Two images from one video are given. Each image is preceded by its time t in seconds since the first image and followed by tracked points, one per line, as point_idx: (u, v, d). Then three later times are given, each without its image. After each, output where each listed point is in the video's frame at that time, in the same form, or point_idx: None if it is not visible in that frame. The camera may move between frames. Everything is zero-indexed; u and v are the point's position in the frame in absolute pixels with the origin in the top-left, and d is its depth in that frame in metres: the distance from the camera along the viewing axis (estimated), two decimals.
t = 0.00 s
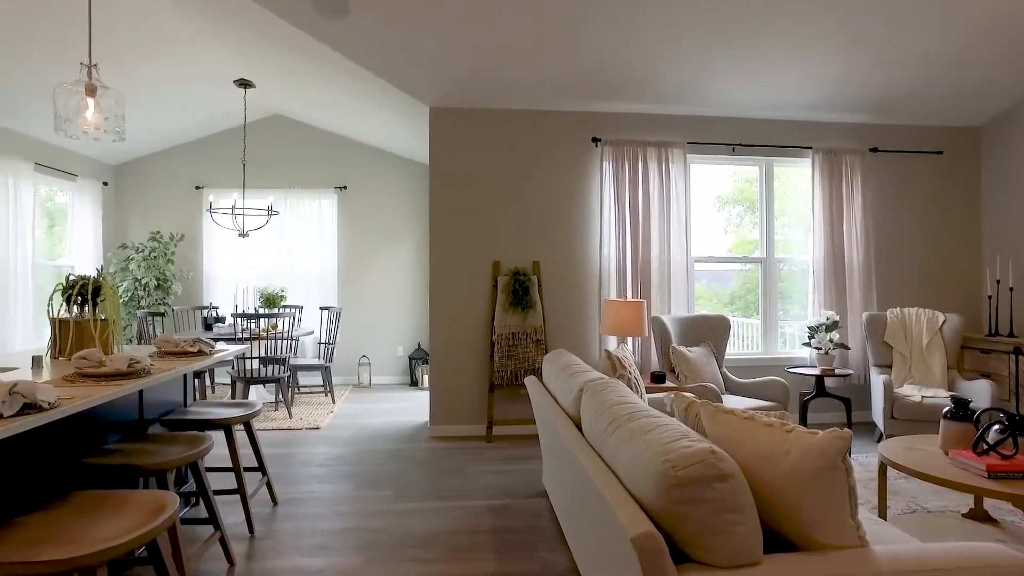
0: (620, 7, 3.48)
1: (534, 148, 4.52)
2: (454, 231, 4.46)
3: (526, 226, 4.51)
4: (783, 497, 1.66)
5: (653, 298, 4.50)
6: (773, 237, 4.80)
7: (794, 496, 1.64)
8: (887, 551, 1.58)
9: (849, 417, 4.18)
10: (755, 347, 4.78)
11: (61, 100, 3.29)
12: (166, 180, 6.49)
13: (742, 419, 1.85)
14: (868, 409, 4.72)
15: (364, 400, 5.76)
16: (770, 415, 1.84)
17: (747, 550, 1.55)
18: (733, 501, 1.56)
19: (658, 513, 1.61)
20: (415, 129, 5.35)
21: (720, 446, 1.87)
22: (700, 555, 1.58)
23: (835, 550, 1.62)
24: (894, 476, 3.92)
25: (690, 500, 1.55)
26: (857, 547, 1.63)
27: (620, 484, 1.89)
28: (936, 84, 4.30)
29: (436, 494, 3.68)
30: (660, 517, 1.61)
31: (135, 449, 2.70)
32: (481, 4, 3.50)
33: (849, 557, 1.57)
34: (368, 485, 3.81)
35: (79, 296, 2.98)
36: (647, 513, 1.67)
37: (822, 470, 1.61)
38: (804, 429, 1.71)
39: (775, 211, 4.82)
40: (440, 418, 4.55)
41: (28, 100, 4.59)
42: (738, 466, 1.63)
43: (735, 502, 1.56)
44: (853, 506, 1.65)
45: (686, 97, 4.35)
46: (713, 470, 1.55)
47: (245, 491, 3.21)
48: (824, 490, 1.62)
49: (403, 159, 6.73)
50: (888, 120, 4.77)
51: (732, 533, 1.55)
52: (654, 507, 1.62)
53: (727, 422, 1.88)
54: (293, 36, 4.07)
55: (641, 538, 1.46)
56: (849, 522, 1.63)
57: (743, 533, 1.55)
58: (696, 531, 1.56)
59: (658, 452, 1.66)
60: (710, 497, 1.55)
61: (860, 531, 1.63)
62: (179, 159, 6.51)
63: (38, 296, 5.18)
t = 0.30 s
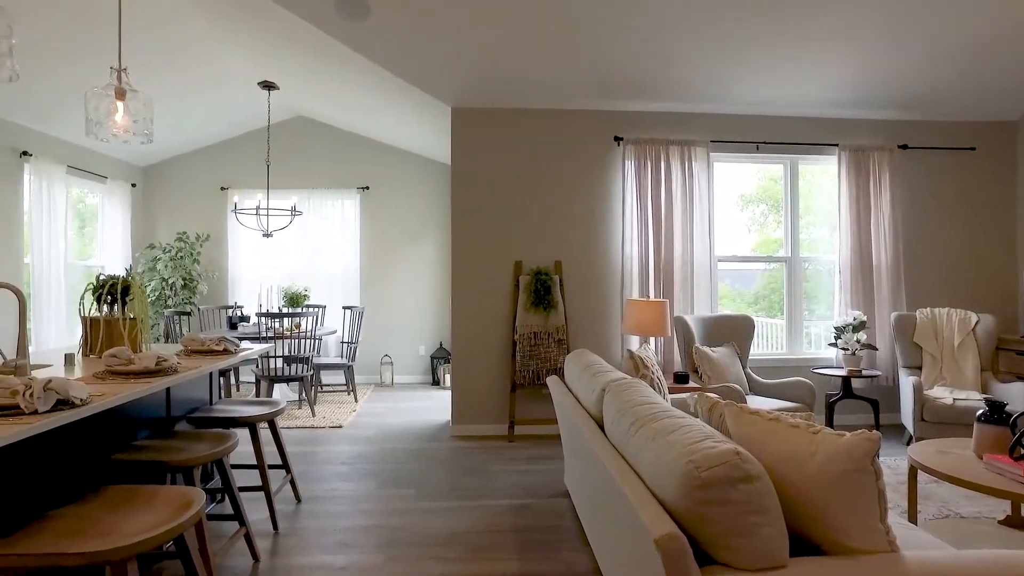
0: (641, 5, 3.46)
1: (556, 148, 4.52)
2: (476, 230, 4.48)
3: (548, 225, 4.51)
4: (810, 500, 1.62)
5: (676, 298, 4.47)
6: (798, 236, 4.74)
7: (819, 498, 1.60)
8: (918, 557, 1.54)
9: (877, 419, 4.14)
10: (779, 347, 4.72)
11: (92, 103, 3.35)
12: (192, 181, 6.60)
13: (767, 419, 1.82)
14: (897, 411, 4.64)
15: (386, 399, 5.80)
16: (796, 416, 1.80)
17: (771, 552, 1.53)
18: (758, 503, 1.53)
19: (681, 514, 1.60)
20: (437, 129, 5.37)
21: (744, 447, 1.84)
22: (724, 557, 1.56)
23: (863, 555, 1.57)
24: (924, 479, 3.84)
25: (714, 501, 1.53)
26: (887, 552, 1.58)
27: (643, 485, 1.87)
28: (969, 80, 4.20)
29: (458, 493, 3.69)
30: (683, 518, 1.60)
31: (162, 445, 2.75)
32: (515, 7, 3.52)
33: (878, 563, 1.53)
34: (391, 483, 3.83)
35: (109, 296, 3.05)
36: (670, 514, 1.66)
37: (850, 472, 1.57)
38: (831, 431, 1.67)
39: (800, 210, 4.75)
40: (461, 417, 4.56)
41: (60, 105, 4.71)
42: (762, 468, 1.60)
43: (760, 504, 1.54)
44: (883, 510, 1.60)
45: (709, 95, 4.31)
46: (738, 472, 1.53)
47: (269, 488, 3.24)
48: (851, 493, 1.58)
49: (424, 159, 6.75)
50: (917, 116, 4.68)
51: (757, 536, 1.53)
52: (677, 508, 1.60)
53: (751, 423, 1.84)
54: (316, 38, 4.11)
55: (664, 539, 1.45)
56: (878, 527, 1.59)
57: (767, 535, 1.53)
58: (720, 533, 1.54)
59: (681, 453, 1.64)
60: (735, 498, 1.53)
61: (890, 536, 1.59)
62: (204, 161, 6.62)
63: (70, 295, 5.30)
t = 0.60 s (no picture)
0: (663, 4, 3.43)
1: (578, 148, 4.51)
2: (496, 230, 4.49)
3: (569, 225, 4.50)
4: (838, 504, 1.58)
5: (698, 298, 4.44)
6: (823, 235, 4.67)
7: (848, 503, 1.57)
8: (951, 564, 1.50)
9: (906, 421, 4.08)
10: (804, 348, 4.66)
11: (120, 106, 3.41)
12: (217, 183, 6.69)
13: (793, 421, 1.78)
14: (926, 413, 4.56)
15: (407, 398, 5.83)
16: (823, 419, 1.76)
17: (798, 557, 1.51)
18: (785, 507, 1.51)
19: (705, 516, 1.58)
20: (457, 129, 5.39)
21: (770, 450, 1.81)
22: (748, 560, 1.54)
23: (894, 561, 1.54)
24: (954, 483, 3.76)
25: (739, 503, 1.51)
26: (918, 559, 1.54)
27: (665, 486, 1.86)
28: (1002, 76, 4.10)
29: (478, 493, 3.69)
30: (707, 520, 1.58)
31: (188, 443, 2.79)
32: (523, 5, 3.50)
33: (910, 569, 1.50)
34: (412, 483, 3.84)
35: (136, 295, 3.10)
36: (693, 515, 1.64)
37: (880, 476, 1.53)
38: (860, 434, 1.63)
39: (825, 208, 4.69)
40: (482, 417, 4.57)
41: (90, 109, 4.82)
42: (789, 471, 1.57)
43: (787, 507, 1.51)
44: (914, 516, 1.56)
45: (732, 93, 4.27)
46: (764, 475, 1.51)
47: (292, 486, 3.27)
48: (882, 498, 1.54)
49: (445, 159, 6.77)
50: (947, 112, 4.59)
51: (783, 539, 1.51)
52: (701, 509, 1.58)
53: (777, 424, 1.80)
54: (338, 40, 4.15)
55: (687, 541, 1.43)
56: (909, 533, 1.55)
57: (794, 539, 1.51)
58: (745, 536, 1.52)
59: (706, 454, 1.62)
60: (760, 501, 1.50)
61: (922, 542, 1.55)
62: (228, 162, 6.71)
63: (99, 295, 5.41)
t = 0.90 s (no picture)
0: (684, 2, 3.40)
1: (600, 148, 4.50)
2: (518, 230, 4.49)
3: (591, 225, 4.49)
4: (869, 510, 1.53)
5: (722, 298, 4.39)
6: (850, 234, 4.59)
7: (879, 511, 1.51)
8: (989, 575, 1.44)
9: (938, 425, 4.00)
10: (830, 349, 4.60)
11: (149, 108, 3.47)
12: (241, 184, 6.78)
13: (822, 424, 1.73)
14: (960, 416, 4.46)
15: (429, 398, 5.85)
16: (852, 421, 1.71)
17: (827, 562, 1.47)
18: (813, 511, 1.47)
19: (730, 518, 1.55)
20: (479, 129, 5.40)
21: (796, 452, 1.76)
22: (774, 563, 1.51)
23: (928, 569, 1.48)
24: (989, 488, 3.67)
25: (766, 506, 1.47)
26: (954, 568, 1.49)
27: (691, 487, 1.83)
28: None
29: (501, 492, 3.70)
30: (733, 522, 1.55)
31: (214, 440, 2.83)
32: (530, 4, 3.49)
33: None
34: (435, 482, 3.86)
35: (164, 294, 3.14)
36: (718, 517, 1.61)
37: (914, 481, 1.47)
38: (893, 437, 1.56)
39: (852, 207, 4.61)
40: (504, 417, 4.57)
41: (120, 112, 4.91)
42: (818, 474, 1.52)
43: (816, 511, 1.48)
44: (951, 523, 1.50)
45: (757, 90, 4.22)
46: (793, 477, 1.47)
47: (316, 484, 3.30)
48: (916, 504, 1.48)
49: (466, 159, 6.78)
50: (980, 107, 4.49)
51: (810, 543, 1.48)
52: (726, 512, 1.56)
53: (805, 427, 1.75)
54: (362, 42, 4.18)
55: (712, 544, 1.41)
56: (945, 540, 1.49)
57: (822, 543, 1.47)
58: (771, 540, 1.49)
59: (731, 455, 1.59)
60: (787, 504, 1.47)
61: (958, 550, 1.49)
62: (251, 163, 6.79)
63: (128, 294, 5.51)
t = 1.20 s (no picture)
0: None
1: (621, 146, 4.48)
2: (539, 229, 4.48)
3: (613, 224, 4.47)
4: (898, 514, 1.49)
5: (745, 298, 4.35)
6: (877, 233, 4.51)
7: (910, 516, 1.47)
8: None
9: (971, 427, 3.91)
10: (857, 350, 4.52)
11: (175, 111, 3.52)
12: (263, 184, 6.86)
13: (847, 425, 1.69)
14: (993, 419, 4.36)
15: (450, 397, 5.87)
16: (879, 423, 1.66)
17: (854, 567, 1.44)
18: (838, 514, 1.44)
19: (755, 521, 1.53)
20: (499, 129, 5.41)
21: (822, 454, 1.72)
22: (800, 567, 1.48)
23: None
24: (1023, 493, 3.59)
25: (792, 509, 1.45)
26: None
27: (714, 488, 1.81)
28: None
29: (522, 492, 3.69)
30: (757, 525, 1.53)
31: (238, 438, 2.86)
32: (550, 3, 3.49)
33: None
34: (456, 481, 3.87)
35: (190, 293, 3.19)
36: (742, 519, 1.59)
37: (945, 486, 1.43)
38: (922, 439, 1.52)
39: (879, 205, 4.53)
40: (525, 416, 4.57)
41: (148, 114, 5.00)
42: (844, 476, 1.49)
43: (842, 514, 1.45)
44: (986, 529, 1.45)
45: (781, 87, 4.17)
46: (819, 480, 1.44)
47: (338, 482, 3.33)
48: (946, 509, 1.43)
49: (486, 159, 6.79)
50: (1014, 102, 4.38)
51: (836, 547, 1.45)
52: (750, 514, 1.54)
53: (831, 428, 1.71)
54: (383, 42, 4.20)
55: (737, 546, 1.39)
56: (979, 548, 1.43)
57: (848, 547, 1.45)
58: (797, 543, 1.47)
59: (756, 456, 1.57)
60: (813, 507, 1.44)
61: (994, 558, 1.43)
62: (274, 164, 6.87)
63: (155, 294, 5.61)
